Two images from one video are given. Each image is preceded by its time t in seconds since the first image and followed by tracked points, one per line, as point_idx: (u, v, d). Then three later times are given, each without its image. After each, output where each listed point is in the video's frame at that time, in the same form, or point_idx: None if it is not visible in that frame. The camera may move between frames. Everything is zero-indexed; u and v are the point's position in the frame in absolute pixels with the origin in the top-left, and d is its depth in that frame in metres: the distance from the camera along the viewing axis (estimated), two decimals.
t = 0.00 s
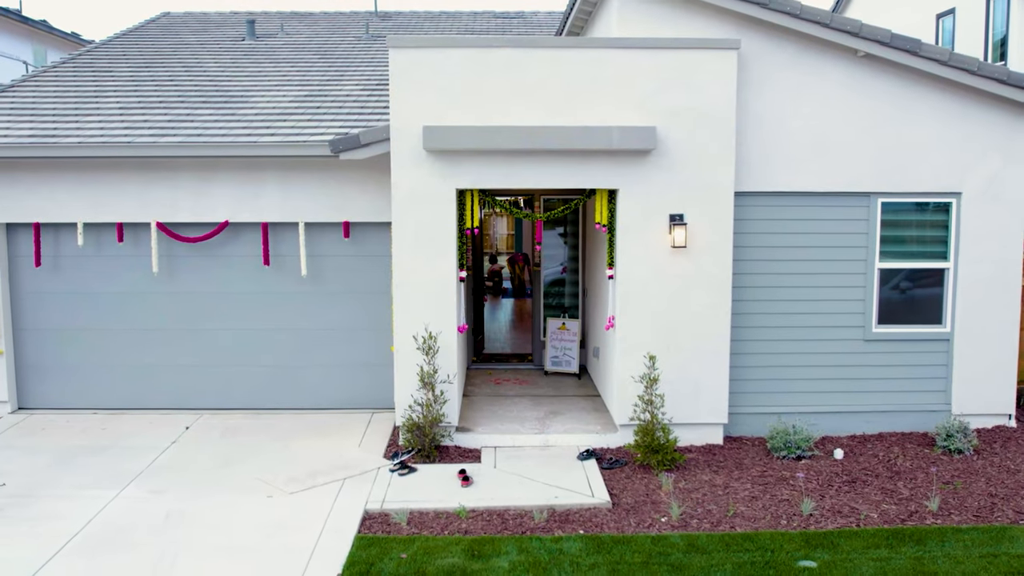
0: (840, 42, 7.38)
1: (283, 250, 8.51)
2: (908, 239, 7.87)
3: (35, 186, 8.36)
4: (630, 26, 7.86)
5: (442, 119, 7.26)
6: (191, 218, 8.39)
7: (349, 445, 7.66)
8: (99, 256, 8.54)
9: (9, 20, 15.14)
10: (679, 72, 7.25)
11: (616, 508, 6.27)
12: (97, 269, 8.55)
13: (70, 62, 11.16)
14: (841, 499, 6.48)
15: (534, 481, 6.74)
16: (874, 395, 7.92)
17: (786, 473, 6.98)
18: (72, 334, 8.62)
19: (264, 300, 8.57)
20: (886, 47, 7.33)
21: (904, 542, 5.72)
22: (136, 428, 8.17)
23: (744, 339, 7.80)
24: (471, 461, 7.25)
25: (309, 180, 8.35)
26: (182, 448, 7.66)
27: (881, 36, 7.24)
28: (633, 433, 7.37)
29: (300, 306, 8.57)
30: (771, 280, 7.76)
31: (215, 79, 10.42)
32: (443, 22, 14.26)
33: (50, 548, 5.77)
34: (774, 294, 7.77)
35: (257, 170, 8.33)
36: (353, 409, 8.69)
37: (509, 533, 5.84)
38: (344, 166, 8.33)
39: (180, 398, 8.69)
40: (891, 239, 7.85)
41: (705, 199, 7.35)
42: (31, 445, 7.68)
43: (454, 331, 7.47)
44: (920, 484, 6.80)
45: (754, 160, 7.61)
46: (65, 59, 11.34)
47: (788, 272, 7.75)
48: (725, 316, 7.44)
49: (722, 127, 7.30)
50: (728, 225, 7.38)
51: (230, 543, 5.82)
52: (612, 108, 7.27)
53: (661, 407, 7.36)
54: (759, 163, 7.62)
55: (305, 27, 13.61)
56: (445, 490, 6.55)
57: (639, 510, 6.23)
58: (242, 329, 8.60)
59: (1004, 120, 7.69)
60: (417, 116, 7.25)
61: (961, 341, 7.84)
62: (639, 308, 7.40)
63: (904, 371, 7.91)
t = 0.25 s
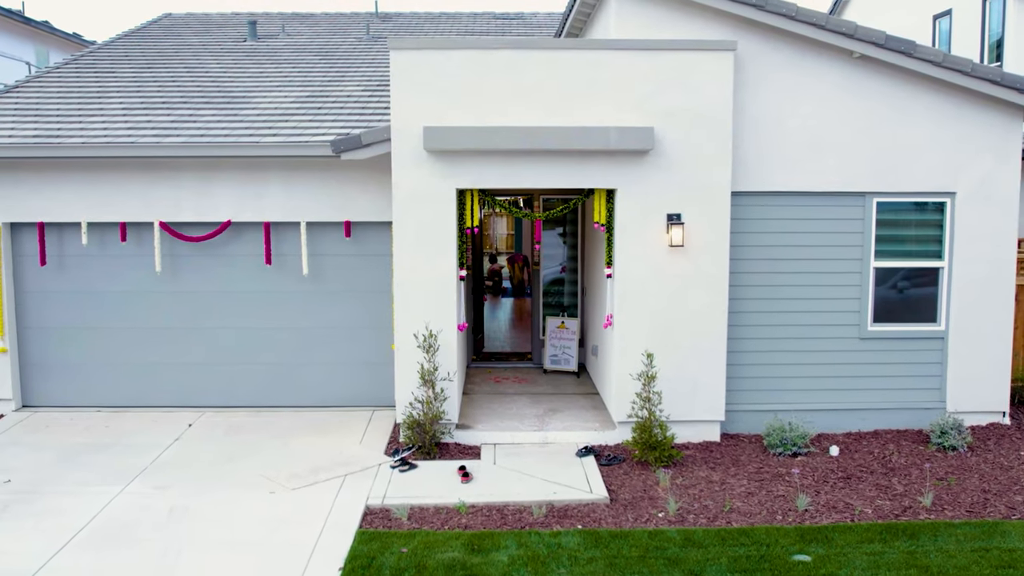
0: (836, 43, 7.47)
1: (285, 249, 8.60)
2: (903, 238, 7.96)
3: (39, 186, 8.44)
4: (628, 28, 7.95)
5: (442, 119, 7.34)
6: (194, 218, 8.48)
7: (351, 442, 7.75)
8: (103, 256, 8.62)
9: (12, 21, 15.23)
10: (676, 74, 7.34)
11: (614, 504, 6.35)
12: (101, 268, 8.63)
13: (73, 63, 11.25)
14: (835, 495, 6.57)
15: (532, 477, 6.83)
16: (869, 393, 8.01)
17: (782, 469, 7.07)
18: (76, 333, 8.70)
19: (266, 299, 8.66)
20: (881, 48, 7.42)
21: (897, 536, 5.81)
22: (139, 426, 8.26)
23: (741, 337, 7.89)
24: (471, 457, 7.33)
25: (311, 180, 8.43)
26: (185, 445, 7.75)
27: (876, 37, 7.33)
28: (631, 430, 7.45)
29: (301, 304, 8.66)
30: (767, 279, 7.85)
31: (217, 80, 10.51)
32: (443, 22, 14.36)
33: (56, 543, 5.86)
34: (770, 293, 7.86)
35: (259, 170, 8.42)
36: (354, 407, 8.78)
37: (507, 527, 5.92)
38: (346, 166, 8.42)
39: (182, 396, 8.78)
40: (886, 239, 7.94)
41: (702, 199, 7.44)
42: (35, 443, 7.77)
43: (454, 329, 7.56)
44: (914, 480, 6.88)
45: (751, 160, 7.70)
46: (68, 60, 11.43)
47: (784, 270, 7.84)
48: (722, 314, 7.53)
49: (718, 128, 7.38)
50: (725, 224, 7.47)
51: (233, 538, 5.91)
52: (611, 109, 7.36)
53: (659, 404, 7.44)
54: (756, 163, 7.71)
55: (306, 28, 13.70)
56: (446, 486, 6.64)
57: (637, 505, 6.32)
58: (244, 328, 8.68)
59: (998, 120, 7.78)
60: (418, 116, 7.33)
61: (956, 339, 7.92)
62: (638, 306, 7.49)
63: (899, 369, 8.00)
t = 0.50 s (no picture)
0: (830, 46, 7.58)
1: (287, 248, 8.71)
2: (896, 238, 8.07)
3: (45, 186, 8.56)
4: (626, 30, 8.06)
5: (442, 120, 7.46)
6: (198, 218, 8.59)
7: (352, 438, 7.86)
8: (108, 255, 8.74)
9: (15, 22, 15.34)
10: (673, 75, 7.45)
11: (611, 498, 6.47)
12: (106, 266, 8.75)
13: (77, 64, 11.37)
14: (829, 490, 6.68)
15: (531, 472, 6.95)
16: (864, 390, 8.12)
17: (777, 465, 7.18)
18: (81, 330, 8.82)
19: (268, 297, 8.77)
20: (875, 50, 7.53)
21: (889, 530, 5.92)
22: (144, 422, 8.38)
23: (737, 335, 8.00)
24: (471, 453, 7.45)
25: (313, 180, 8.55)
26: (190, 441, 7.87)
27: (870, 40, 7.44)
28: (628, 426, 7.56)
29: (303, 303, 8.77)
30: (763, 278, 7.96)
31: (219, 81, 10.63)
32: (443, 24, 14.48)
33: (64, 536, 5.98)
34: (766, 291, 7.98)
35: (262, 170, 8.53)
36: (355, 404, 8.89)
37: (506, 521, 6.04)
38: (347, 166, 8.53)
39: (186, 393, 8.89)
40: (880, 238, 8.05)
41: (698, 198, 7.55)
42: (41, 439, 7.89)
43: (454, 327, 7.67)
44: (907, 475, 7.00)
45: (747, 161, 7.82)
46: (72, 61, 11.55)
47: (779, 269, 7.96)
48: (718, 312, 7.64)
49: (715, 129, 7.50)
50: (721, 224, 7.58)
51: (237, 531, 6.02)
52: (608, 110, 7.48)
53: (656, 401, 7.55)
54: (752, 164, 7.82)
55: (308, 29, 13.82)
56: (446, 481, 6.76)
57: (634, 500, 6.43)
58: (247, 326, 8.80)
59: (990, 121, 7.90)
60: (419, 117, 7.44)
61: (949, 337, 8.04)
62: (635, 304, 7.60)
63: (893, 367, 8.11)
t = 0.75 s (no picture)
0: (820, 50, 7.81)
1: (292, 247, 8.94)
2: (884, 236, 8.30)
3: (57, 186, 8.79)
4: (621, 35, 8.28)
5: (443, 123, 7.69)
6: (205, 217, 8.82)
7: (356, 431, 8.09)
8: (117, 253, 8.97)
9: (21, 25, 15.55)
10: (665, 79, 7.68)
11: (606, 487, 6.70)
12: (115, 264, 8.98)
13: (85, 66, 11.61)
14: (817, 479, 6.91)
15: (529, 463, 7.18)
16: (853, 384, 8.35)
17: (767, 456, 7.42)
18: (91, 327, 9.05)
19: (273, 295, 9.00)
20: (863, 54, 7.76)
21: (873, 517, 6.15)
22: (152, 416, 8.61)
23: (729, 331, 8.23)
24: (471, 445, 7.68)
25: (317, 180, 8.78)
26: (197, 434, 8.10)
27: (858, 44, 7.67)
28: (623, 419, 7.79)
29: (307, 300, 9.00)
30: (754, 275, 8.19)
31: (225, 83, 10.86)
32: (444, 26, 14.71)
33: (78, 523, 6.21)
34: (757, 288, 8.21)
35: (267, 171, 8.76)
36: (358, 399, 9.12)
37: (504, 509, 6.28)
38: (350, 167, 8.76)
39: (193, 388, 9.13)
40: (868, 237, 8.28)
41: (691, 198, 7.78)
42: (53, 432, 8.12)
43: (454, 323, 7.90)
44: (892, 466, 7.23)
45: (739, 162, 8.05)
46: (80, 63, 11.79)
47: (770, 267, 8.19)
48: (710, 309, 7.87)
49: (707, 131, 7.73)
50: (714, 223, 7.81)
51: (246, 520, 6.25)
52: (604, 113, 7.71)
53: (650, 394, 7.78)
54: (744, 164, 8.05)
55: (310, 32, 14.06)
56: (447, 472, 6.99)
57: (628, 489, 6.66)
58: (252, 322, 9.03)
59: (975, 124, 8.13)
60: (420, 120, 7.68)
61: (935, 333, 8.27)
62: (630, 301, 7.84)
63: (881, 362, 8.34)
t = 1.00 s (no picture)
0: (808, 56, 8.09)
1: (297, 246, 9.22)
2: (870, 235, 8.57)
3: (69, 187, 9.07)
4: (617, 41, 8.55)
5: (443, 126, 7.97)
6: (212, 217, 9.10)
7: (359, 424, 8.37)
8: (127, 252, 9.24)
9: (27, 28, 15.83)
10: (658, 83, 7.96)
11: (600, 476, 6.98)
12: (125, 262, 9.26)
13: (93, 70, 11.88)
14: (803, 469, 7.19)
15: (526, 454, 7.46)
16: (840, 379, 8.62)
17: (756, 447, 7.69)
18: (101, 323, 9.32)
19: (279, 292, 9.28)
20: (849, 60, 8.03)
21: (856, 504, 6.43)
22: (162, 410, 8.88)
23: (720, 327, 8.51)
24: (470, 437, 7.95)
25: (321, 181, 9.05)
26: (206, 426, 8.37)
27: (844, 50, 7.95)
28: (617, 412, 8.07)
29: (312, 297, 9.28)
30: (744, 273, 8.47)
31: (230, 87, 11.14)
32: (444, 30, 14.99)
33: (94, 510, 6.48)
34: (747, 286, 8.48)
35: (273, 172, 9.04)
36: (361, 393, 9.40)
37: (502, 496, 6.55)
38: (353, 168, 9.03)
39: (201, 383, 9.40)
40: (855, 236, 8.55)
41: (683, 199, 8.06)
42: (66, 425, 8.39)
43: (454, 319, 8.18)
44: (877, 457, 7.51)
45: (729, 163, 8.33)
46: (88, 67, 12.06)
47: (760, 265, 8.46)
48: (702, 306, 8.15)
49: (699, 133, 8.01)
50: (705, 223, 8.09)
51: (255, 507, 6.53)
52: (599, 117, 7.98)
53: (643, 388, 8.06)
54: (734, 166, 8.33)
55: (313, 35, 14.33)
56: (447, 462, 7.27)
57: (621, 478, 6.94)
58: (258, 319, 9.30)
59: (958, 127, 8.41)
60: (421, 123, 7.95)
61: (920, 329, 8.54)
62: (624, 298, 8.11)
63: (868, 357, 8.61)
